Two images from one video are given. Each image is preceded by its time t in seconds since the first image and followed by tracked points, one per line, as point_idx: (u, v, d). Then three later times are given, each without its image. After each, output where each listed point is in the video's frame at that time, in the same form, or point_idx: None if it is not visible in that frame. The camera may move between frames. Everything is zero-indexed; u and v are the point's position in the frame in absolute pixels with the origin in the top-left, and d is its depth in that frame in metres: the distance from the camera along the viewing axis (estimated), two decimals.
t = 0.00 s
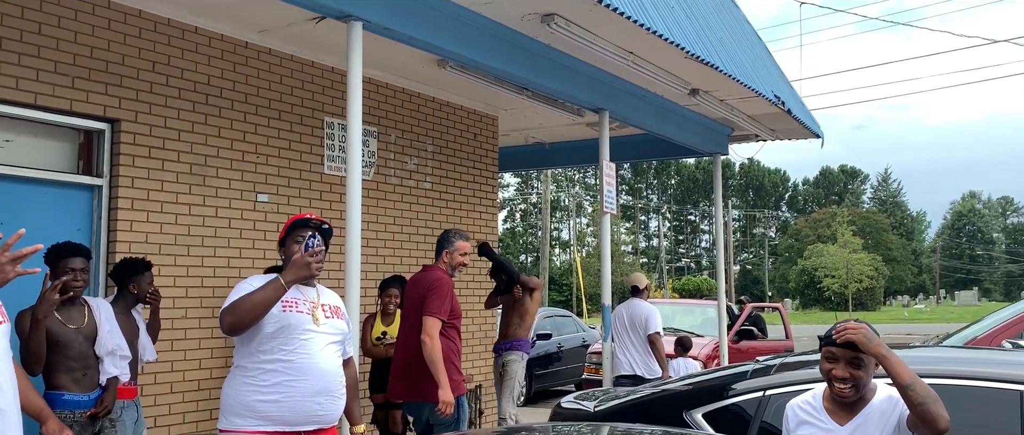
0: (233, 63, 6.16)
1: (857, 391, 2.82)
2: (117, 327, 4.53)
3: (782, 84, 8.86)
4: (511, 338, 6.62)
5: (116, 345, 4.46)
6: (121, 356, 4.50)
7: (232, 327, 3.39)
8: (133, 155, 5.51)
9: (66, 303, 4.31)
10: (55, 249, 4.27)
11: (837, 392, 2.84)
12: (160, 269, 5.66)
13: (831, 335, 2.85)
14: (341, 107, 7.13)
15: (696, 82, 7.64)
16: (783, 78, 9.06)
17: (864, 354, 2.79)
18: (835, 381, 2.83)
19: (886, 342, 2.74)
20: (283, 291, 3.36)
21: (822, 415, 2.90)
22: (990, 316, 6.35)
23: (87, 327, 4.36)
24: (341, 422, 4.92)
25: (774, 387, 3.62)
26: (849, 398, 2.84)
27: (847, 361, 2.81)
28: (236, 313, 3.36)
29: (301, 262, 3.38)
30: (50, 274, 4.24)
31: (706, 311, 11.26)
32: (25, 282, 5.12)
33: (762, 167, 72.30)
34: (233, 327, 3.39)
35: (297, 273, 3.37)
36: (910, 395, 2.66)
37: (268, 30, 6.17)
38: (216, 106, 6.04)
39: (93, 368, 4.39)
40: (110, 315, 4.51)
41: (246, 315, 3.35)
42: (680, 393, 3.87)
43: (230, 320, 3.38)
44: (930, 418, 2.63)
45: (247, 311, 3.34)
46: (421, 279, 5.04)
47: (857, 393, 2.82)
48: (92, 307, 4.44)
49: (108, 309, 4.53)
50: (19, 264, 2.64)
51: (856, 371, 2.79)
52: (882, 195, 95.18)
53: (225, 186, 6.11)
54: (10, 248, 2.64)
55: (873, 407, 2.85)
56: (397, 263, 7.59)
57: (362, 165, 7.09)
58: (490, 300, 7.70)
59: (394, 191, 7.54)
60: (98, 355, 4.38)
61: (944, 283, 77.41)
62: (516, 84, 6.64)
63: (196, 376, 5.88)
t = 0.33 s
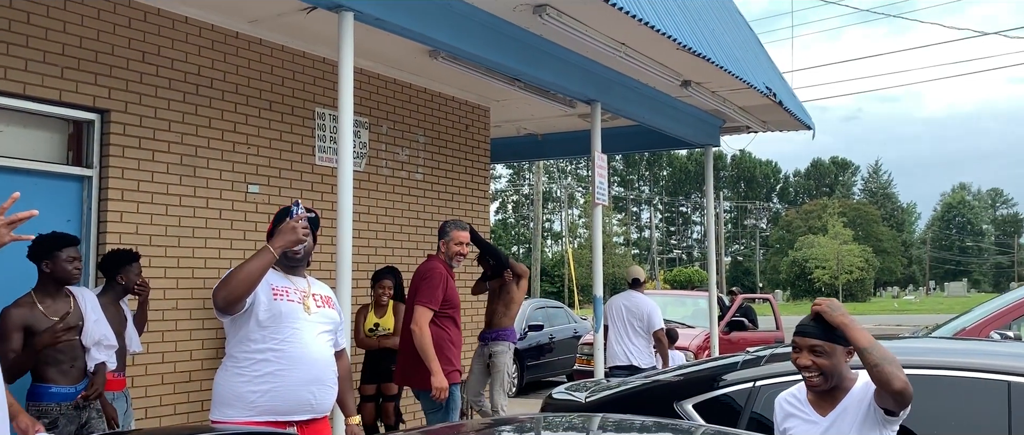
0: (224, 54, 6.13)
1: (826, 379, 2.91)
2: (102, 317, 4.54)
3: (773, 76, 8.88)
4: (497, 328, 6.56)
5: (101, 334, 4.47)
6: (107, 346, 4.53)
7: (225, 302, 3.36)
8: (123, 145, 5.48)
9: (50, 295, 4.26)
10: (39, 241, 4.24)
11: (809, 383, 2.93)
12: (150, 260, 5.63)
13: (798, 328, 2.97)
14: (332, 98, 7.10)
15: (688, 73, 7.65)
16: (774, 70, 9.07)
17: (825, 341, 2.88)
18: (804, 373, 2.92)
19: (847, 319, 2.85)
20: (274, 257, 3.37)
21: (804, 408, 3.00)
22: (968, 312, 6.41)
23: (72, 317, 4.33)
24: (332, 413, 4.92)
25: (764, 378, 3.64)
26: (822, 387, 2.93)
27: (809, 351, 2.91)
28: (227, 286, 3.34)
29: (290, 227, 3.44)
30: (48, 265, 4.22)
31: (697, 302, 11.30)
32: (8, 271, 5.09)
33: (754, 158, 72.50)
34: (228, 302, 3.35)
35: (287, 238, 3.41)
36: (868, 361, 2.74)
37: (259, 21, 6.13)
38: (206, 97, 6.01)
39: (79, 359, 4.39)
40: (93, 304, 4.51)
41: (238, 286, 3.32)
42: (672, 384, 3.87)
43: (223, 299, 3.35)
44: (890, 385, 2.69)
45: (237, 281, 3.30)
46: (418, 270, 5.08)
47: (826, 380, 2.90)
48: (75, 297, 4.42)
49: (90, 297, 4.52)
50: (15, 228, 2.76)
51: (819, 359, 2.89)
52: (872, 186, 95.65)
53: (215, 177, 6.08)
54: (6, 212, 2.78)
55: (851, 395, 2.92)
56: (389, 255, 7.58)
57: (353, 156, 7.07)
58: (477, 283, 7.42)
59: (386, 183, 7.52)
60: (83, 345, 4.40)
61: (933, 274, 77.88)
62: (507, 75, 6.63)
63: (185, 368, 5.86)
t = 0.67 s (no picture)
0: (216, 44, 6.09)
1: (793, 364, 3.07)
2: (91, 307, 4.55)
3: (767, 68, 8.88)
4: (485, 320, 6.54)
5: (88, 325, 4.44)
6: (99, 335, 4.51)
7: (222, 282, 3.34)
8: (116, 136, 5.46)
9: (42, 286, 4.28)
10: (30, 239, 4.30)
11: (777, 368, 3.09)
12: (142, 251, 5.61)
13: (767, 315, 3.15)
14: (325, 89, 7.08)
15: (681, 65, 7.64)
16: (767, 61, 9.07)
17: (788, 325, 3.06)
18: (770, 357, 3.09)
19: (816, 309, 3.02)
20: (266, 233, 3.39)
21: (782, 399, 3.14)
22: (962, 301, 6.44)
23: (62, 310, 4.33)
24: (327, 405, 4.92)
25: (755, 369, 3.65)
26: (790, 373, 3.08)
27: (774, 334, 3.09)
28: (220, 265, 3.32)
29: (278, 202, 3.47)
30: (47, 258, 4.29)
31: (690, 294, 11.33)
32: None
33: (748, 149, 72.61)
34: (224, 282, 3.33)
35: (278, 212, 3.44)
36: (834, 347, 2.89)
37: (251, 11, 6.10)
38: (198, 88, 5.98)
39: (69, 350, 4.35)
40: (80, 293, 4.51)
41: (233, 265, 3.31)
42: (665, 375, 3.89)
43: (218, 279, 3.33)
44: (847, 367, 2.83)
45: (230, 259, 3.30)
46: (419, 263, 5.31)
47: (792, 364, 3.06)
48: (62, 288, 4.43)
49: (76, 286, 4.54)
50: (21, 227, 2.89)
51: (782, 342, 3.06)
52: (865, 178, 95.91)
53: (208, 168, 6.06)
54: (14, 212, 2.91)
55: (824, 383, 3.05)
56: (382, 246, 7.58)
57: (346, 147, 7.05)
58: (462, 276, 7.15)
59: (379, 174, 7.51)
60: (72, 337, 4.37)
61: (925, 265, 78.18)
62: (501, 66, 6.61)
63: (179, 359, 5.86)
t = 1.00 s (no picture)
0: (212, 35, 6.08)
1: (765, 353, 3.07)
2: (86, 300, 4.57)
3: (765, 61, 8.87)
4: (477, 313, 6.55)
5: (85, 316, 4.51)
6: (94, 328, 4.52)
7: (218, 272, 3.34)
8: (112, 128, 5.44)
9: (41, 278, 4.27)
10: (26, 235, 4.29)
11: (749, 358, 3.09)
12: (139, 243, 5.60)
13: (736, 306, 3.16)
14: (322, 81, 7.07)
15: (678, 57, 7.64)
16: (765, 53, 9.06)
17: (759, 315, 3.04)
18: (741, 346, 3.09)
19: (781, 298, 2.99)
20: (262, 221, 3.39)
21: (756, 390, 3.15)
22: (960, 293, 6.46)
23: (59, 302, 4.32)
24: (324, 397, 4.92)
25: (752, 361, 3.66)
26: (762, 362, 3.08)
27: (745, 324, 3.08)
28: (216, 254, 3.32)
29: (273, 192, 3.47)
30: (46, 250, 4.27)
31: (687, 285, 11.35)
32: None
33: (744, 141, 72.69)
34: (221, 271, 3.34)
35: (273, 201, 3.44)
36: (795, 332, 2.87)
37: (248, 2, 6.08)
38: (194, 79, 5.96)
39: (66, 341, 4.36)
40: (77, 285, 4.53)
41: (230, 254, 3.31)
42: (661, 367, 3.89)
43: (215, 268, 3.33)
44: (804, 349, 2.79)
45: (226, 248, 3.30)
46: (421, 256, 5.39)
47: (763, 354, 3.07)
48: (59, 280, 4.42)
49: (72, 278, 4.55)
50: (33, 216, 2.87)
51: (754, 332, 3.05)
52: (861, 170, 96.08)
53: (204, 160, 6.05)
54: (25, 201, 2.90)
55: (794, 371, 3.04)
56: (378, 239, 7.57)
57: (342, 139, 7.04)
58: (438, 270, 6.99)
59: (376, 165, 7.51)
60: (71, 329, 4.42)
61: (921, 258, 78.39)
62: (498, 58, 6.59)
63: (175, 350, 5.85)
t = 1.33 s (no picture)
0: (212, 28, 6.07)
1: (745, 339, 3.16)
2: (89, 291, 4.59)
3: (766, 54, 8.86)
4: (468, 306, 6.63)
5: (88, 309, 4.53)
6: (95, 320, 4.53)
7: (219, 265, 3.34)
8: (112, 119, 5.43)
9: (45, 269, 4.29)
10: (32, 224, 4.32)
11: (728, 345, 3.17)
12: (139, 235, 5.60)
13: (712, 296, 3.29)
14: (322, 73, 7.06)
15: (679, 50, 7.63)
16: (765, 46, 9.05)
17: (737, 301, 3.16)
18: (722, 333, 3.17)
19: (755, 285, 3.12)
20: (261, 215, 3.39)
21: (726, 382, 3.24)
22: (960, 286, 6.46)
23: (63, 293, 4.35)
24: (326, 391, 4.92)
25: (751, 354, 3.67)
26: (742, 348, 3.16)
27: (726, 311, 3.17)
28: (216, 247, 3.33)
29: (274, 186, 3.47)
30: (50, 241, 4.30)
31: (687, 279, 11.36)
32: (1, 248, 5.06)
33: (744, 135, 72.69)
34: (220, 264, 3.34)
35: (273, 195, 3.45)
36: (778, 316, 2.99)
37: None
38: (195, 71, 5.95)
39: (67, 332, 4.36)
40: (80, 277, 4.56)
41: (231, 247, 3.31)
42: (661, 360, 3.90)
43: (216, 262, 3.34)
44: (769, 330, 2.84)
45: (227, 241, 3.30)
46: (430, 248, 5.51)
47: (744, 339, 3.16)
48: (62, 271, 4.45)
49: (76, 270, 4.56)
50: (47, 202, 2.92)
51: (735, 318, 3.15)
52: (860, 164, 96.07)
53: (204, 152, 6.04)
54: (40, 187, 2.94)
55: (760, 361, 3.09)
56: (378, 232, 7.57)
57: (343, 132, 7.04)
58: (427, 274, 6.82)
59: (377, 158, 7.51)
60: (72, 320, 4.44)
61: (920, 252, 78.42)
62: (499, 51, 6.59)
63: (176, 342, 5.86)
